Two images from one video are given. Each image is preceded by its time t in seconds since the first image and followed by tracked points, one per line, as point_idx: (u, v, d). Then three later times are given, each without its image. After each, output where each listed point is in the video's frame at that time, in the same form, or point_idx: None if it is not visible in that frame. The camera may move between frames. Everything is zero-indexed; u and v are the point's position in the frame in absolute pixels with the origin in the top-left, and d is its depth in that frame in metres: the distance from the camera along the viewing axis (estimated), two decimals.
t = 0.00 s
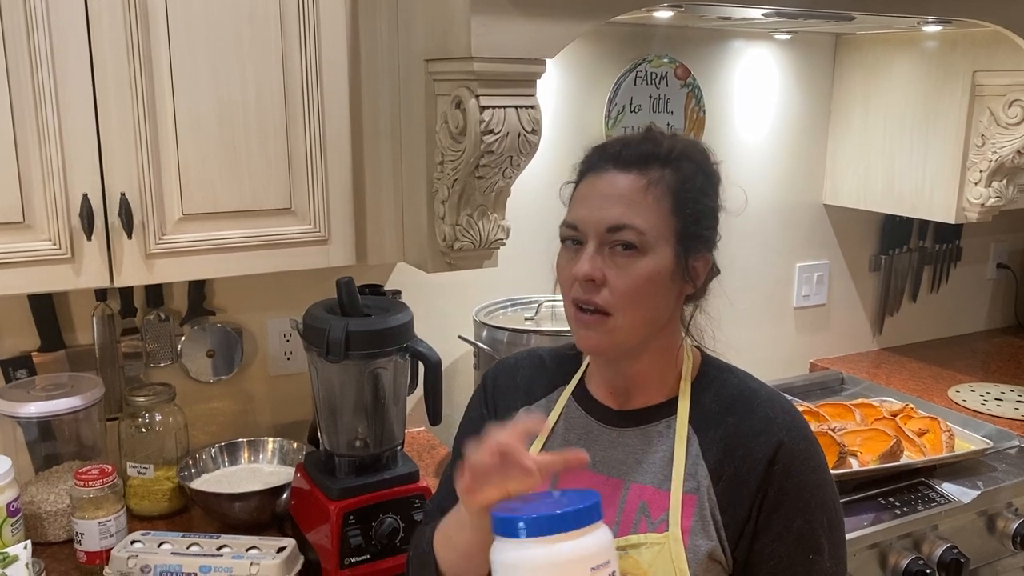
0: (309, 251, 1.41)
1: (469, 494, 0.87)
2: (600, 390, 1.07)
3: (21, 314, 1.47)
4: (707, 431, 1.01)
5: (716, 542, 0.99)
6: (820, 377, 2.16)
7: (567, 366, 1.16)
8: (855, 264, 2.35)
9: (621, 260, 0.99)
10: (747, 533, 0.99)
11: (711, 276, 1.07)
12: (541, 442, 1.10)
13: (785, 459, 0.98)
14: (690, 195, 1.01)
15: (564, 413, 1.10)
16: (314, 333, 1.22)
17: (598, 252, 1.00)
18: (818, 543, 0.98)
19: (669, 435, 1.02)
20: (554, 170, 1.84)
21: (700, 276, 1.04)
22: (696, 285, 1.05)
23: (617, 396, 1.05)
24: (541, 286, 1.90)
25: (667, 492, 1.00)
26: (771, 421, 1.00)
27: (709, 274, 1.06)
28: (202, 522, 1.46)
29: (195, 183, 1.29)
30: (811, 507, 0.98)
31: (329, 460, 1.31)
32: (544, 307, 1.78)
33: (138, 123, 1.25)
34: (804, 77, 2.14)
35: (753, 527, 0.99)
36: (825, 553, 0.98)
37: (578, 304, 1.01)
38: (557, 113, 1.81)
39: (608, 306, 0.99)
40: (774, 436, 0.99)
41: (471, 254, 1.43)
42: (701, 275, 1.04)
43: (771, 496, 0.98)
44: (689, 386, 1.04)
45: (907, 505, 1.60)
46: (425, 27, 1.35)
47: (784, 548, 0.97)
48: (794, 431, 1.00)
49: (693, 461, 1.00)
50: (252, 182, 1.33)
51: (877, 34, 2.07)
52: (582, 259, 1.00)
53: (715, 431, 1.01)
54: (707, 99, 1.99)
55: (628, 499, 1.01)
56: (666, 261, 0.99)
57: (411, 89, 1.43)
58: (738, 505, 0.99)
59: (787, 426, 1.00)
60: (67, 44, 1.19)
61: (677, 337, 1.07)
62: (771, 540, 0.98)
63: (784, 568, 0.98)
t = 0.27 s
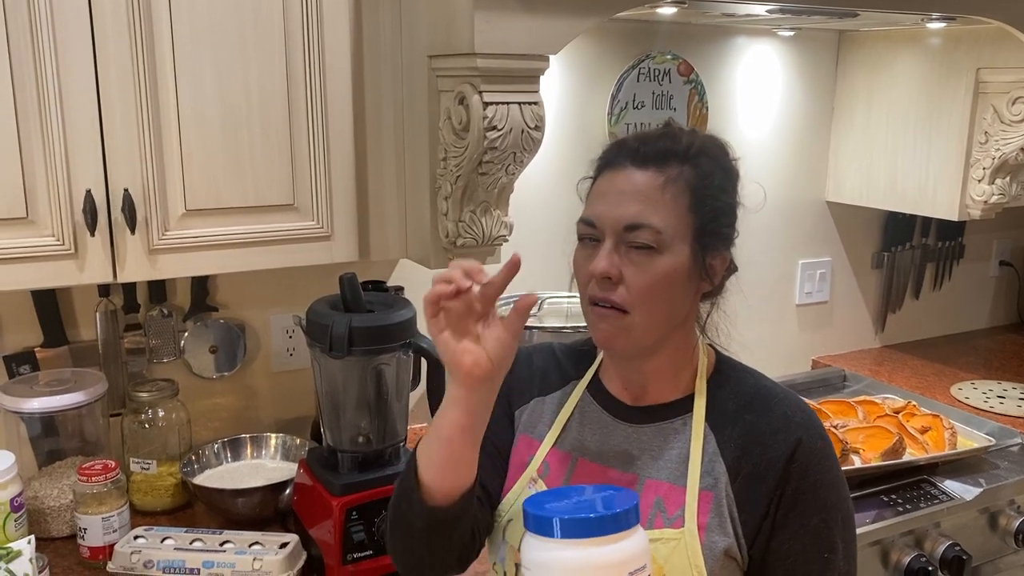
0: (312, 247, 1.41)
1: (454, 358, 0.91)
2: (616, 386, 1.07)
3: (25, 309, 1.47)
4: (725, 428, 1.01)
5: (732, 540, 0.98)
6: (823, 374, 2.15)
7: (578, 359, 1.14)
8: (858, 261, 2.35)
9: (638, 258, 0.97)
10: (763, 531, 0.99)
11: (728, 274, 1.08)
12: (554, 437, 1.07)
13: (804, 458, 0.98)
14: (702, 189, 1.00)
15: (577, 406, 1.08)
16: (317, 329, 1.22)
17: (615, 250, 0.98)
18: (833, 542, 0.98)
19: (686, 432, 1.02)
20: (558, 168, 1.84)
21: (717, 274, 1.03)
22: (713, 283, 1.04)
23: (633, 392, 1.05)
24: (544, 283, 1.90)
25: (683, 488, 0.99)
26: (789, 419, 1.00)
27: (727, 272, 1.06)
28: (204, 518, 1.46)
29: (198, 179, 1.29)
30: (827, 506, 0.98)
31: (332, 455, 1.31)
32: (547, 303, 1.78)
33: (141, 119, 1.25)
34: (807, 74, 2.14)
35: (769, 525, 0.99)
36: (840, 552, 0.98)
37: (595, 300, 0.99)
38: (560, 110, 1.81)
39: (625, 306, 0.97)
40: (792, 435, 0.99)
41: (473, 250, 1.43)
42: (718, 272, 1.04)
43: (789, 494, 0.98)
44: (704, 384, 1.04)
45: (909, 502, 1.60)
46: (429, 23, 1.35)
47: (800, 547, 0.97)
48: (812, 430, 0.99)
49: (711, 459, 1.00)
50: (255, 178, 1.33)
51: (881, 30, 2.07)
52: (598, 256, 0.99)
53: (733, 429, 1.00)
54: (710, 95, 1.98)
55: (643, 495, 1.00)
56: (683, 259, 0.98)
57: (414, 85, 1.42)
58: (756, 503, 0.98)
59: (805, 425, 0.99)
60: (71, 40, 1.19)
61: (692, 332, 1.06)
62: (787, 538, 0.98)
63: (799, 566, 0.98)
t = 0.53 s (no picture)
0: (316, 238, 1.41)
1: (487, 368, 0.93)
2: (633, 380, 1.05)
3: (29, 300, 1.47)
4: (745, 424, 0.99)
5: (751, 536, 0.97)
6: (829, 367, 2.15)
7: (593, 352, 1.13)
8: (863, 254, 2.34)
9: (654, 260, 0.96)
10: (783, 527, 0.97)
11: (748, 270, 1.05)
12: (568, 430, 1.06)
13: (826, 455, 0.96)
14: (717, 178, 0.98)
15: (593, 399, 1.07)
16: (323, 320, 1.22)
17: (632, 251, 0.97)
18: (853, 541, 0.96)
19: (705, 429, 1.00)
20: (563, 159, 1.83)
21: (735, 272, 1.02)
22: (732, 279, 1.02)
23: (651, 388, 1.04)
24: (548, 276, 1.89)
25: (702, 483, 0.98)
26: (811, 415, 0.98)
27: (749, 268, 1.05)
28: (209, 509, 1.45)
29: (202, 169, 1.29)
30: (847, 503, 0.96)
31: (338, 448, 1.30)
32: (552, 296, 1.77)
33: (146, 109, 1.24)
34: (812, 66, 2.13)
35: (789, 522, 0.97)
36: (859, 550, 0.97)
37: (611, 303, 0.98)
38: (565, 101, 1.80)
39: (643, 306, 0.96)
40: (814, 431, 0.97)
41: (479, 242, 1.42)
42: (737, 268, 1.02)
43: (810, 491, 0.96)
44: (724, 380, 1.02)
45: (915, 496, 1.60)
46: (434, 13, 1.35)
47: (819, 545, 0.96)
48: (834, 427, 0.98)
49: (731, 454, 0.98)
50: (259, 168, 1.33)
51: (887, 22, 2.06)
52: (615, 258, 0.97)
53: (754, 424, 0.99)
54: (715, 87, 1.98)
55: (661, 489, 1.00)
56: (700, 259, 0.97)
57: (419, 76, 1.42)
58: (776, 499, 0.97)
59: (828, 422, 0.98)
60: (74, 29, 1.19)
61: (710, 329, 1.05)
62: (808, 535, 0.96)
63: (818, 565, 0.96)
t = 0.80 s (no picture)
0: (321, 228, 1.40)
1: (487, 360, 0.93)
2: (636, 368, 1.05)
3: (35, 291, 1.47)
4: (747, 414, 0.98)
5: (752, 526, 0.96)
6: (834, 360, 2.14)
7: (596, 342, 1.12)
8: (868, 247, 2.33)
9: (661, 245, 0.96)
10: (784, 518, 0.96)
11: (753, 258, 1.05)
12: (570, 419, 1.06)
13: (829, 444, 0.95)
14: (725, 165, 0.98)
15: (594, 388, 1.07)
16: (328, 310, 1.22)
17: (638, 236, 0.97)
18: (856, 532, 0.95)
19: (707, 418, 1.00)
20: (567, 149, 1.83)
21: (743, 259, 1.01)
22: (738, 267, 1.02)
23: (654, 376, 1.03)
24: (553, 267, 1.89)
25: (703, 473, 0.98)
26: (815, 405, 0.97)
27: (754, 256, 1.04)
28: (214, 500, 1.45)
29: (207, 159, 1.29)
30: (851, 494, 0.95)
31: (343, 437, 1.30)
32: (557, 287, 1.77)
33: (151, 99, 1.24)
34: (818, 57, 2.12)
35: (791, 512, 0.96)
36: (862, 542, 0.95)
37: (616, 287, 0.98)
38: (570, 91, 1.80)
39: (649, 291, 0.96)
40: (818, 421, 0.96)
41: (484, 231, 1.42)
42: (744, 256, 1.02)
43: (812, 481, 0.95)
44: (727, 368, 1.01)
45: (921, 487, 1.59)
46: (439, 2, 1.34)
47: (821, 535, 0.94)
48: (839, 417, 0.97)
49: (733, 444, 0.98)
50: (264, 158, 1.33)
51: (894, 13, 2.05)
52: (621, 242, 0.97)
53: (756, 414, 0.98)
54: (720, 78, 1.97)
55: (662, 479, 0.99)
56: (707, 244, 0.97)
57: (424, 66, 1.41)
58: (779, 489, 0.96)
59: (832, 412, 0.97)
60: (80, 18, 1.18)
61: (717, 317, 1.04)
62: (809, 525, 0.95)
63: (819, 556, 0.95)
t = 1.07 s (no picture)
0: (326, 225, 1.41)
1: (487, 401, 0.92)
2: (625, 366, 1.04)
3: (41, 287, 1.48)
4: (737, 413, 0.98)
5: (743, 526, 0.95)
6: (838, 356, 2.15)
7: (582, 344, 1.11)
8: (872, 243, 2.33)
9: (696, 227, 0.96)
10: (776, 516, 0.96)
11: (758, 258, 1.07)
12: (558, 423, 1.05)
13: (818, 441, 0.96)
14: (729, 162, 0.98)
15: (581, 390, 1.06)
16: (333, 306, 1.22)
17: (677, 214, 0.97)
18: (849, 525, 0.95)
19: (695, 417, 0.99)
20: (571, 145, 1.83)
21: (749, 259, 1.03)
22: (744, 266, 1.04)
23: (647, 369, 1.02)
24: (557, 264, 1.89)
25: (693, 474, 0.96)
26: (803, 403, 0.97)
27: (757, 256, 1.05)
28: (220, 495, 1.46)
29: (212, 156, 1.29)
30: (842, 489, 0.95)
31: (348, 433, 1.31)
32: (560, 284, 1.77)
33: (156, 97, 1.24)
34: (822, 53, 2.11)
35: (782, 510, 0.96)
36: (855, 536, 0.96)
37: (644, 263, 0.97)
38: (574, 87, 1.80)
39: (679, 270, 0.96)
40: (806, 418, 0.96)
41: (489, 228, 1.43)
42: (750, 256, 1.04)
43: (802, 478, 0.95)
44: (714, 367, 1.01)
45: (925, 484, 1.59)
46: None
47: (813, 531, 0.95)
48: (827, 413, 0.97)
49: (722, 443, 0.97)
50: (269, 154, 1.33)
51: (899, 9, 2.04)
52: (658, 218, 0.97)
53: (745, 413, 0.98)
54: (725, 74, 1.97)
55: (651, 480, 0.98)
56: (735, 236, 0.98)
57: (429, 62, 1.42)
58: (769, 488, 0.96)
59: (821, 408, 0.97)
60: (85, 16, 1.19)
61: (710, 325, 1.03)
62: (801, 523, 0.95)
63: (813, 551, 0.95)
